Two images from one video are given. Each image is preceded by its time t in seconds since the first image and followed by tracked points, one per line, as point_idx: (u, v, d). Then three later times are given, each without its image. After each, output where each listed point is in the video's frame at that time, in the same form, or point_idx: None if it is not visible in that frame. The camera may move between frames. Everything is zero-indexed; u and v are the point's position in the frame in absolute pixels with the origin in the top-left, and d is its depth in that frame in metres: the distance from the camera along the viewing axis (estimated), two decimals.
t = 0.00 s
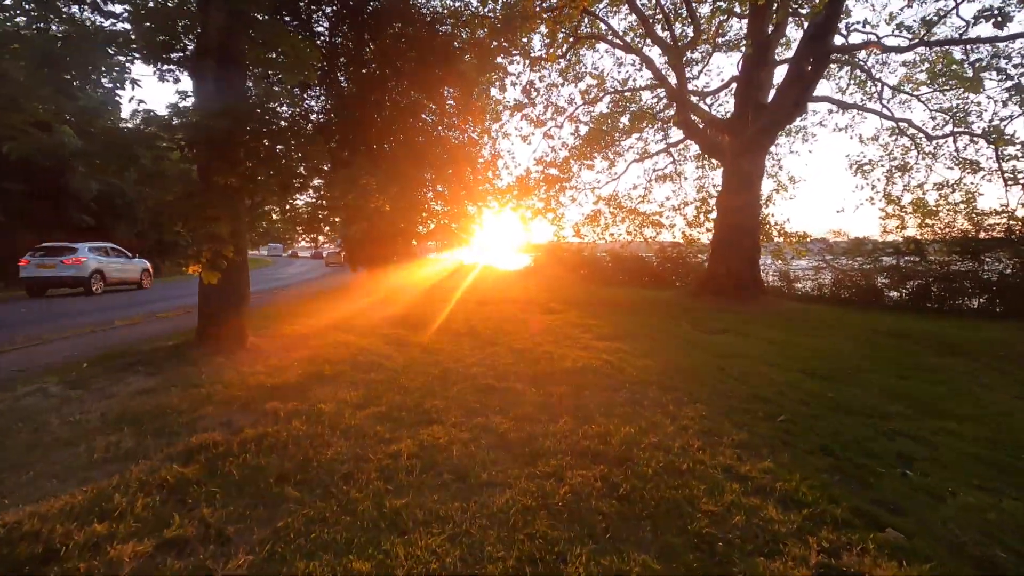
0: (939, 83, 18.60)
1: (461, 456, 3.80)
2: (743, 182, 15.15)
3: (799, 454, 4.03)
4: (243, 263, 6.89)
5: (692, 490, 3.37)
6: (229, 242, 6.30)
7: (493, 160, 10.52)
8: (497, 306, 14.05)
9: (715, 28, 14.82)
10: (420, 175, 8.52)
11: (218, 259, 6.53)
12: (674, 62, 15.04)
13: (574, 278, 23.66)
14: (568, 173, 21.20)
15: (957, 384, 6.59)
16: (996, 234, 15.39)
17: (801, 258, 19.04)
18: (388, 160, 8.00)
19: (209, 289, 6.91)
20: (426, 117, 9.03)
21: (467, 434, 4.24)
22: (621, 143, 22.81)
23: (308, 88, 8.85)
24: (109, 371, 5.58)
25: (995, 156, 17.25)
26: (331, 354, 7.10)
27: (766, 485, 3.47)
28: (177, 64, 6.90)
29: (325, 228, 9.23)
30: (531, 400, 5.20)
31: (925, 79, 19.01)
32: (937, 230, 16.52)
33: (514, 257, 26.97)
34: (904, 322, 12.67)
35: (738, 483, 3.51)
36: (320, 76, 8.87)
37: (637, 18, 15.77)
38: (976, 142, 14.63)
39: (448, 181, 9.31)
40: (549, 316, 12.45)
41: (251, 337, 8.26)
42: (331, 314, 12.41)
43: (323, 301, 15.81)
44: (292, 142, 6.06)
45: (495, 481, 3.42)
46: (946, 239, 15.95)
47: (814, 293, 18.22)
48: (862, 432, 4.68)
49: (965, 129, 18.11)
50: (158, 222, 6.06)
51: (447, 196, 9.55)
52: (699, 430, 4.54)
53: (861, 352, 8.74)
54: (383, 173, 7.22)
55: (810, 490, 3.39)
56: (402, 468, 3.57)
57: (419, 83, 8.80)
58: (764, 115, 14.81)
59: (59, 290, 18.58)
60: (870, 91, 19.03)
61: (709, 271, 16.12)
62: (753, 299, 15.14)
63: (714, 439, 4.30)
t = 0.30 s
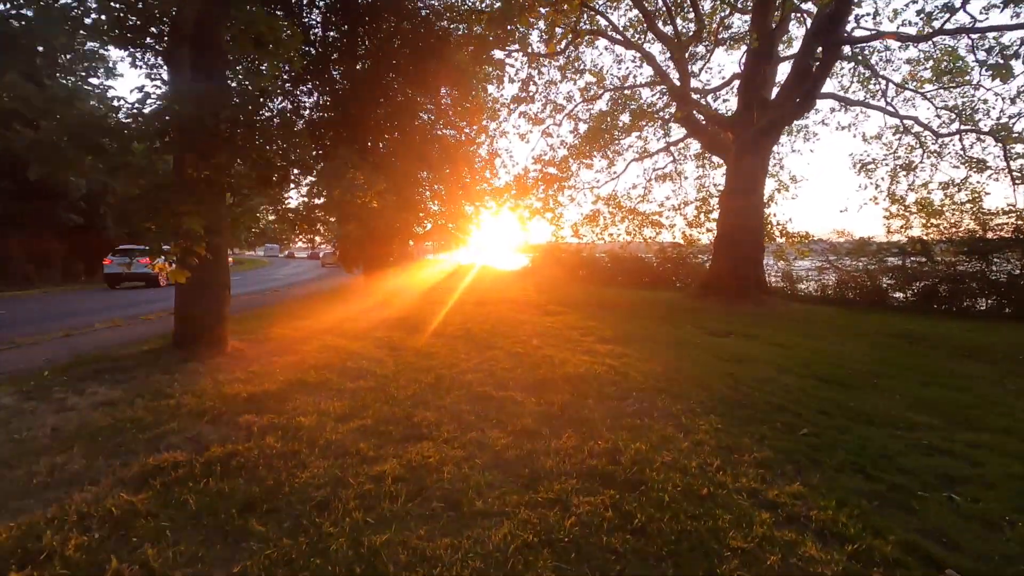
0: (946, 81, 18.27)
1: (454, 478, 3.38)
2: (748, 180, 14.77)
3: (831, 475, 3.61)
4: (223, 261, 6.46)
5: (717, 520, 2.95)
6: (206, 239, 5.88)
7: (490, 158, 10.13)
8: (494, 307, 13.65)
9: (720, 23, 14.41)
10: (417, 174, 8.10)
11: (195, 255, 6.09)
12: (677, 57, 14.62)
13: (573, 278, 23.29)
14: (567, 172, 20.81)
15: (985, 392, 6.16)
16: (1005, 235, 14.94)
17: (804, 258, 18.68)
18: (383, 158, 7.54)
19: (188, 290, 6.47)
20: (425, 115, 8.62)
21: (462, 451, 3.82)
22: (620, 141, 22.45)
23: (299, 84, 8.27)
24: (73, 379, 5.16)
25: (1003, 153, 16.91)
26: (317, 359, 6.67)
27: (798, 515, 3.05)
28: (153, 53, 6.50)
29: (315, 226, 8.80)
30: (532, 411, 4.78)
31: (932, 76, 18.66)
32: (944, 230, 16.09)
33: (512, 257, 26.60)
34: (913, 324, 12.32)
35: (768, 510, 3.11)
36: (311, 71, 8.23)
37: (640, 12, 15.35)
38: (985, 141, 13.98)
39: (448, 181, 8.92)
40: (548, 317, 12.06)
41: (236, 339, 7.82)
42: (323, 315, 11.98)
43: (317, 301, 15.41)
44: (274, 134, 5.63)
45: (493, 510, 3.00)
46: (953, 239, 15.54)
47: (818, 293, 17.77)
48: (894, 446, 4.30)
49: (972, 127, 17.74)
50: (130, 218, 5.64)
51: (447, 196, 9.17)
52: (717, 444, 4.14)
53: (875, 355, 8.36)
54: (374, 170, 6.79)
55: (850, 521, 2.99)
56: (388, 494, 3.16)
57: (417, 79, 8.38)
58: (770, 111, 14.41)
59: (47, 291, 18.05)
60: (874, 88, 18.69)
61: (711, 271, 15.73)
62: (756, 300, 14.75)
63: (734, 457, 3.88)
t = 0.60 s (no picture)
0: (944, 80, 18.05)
1: (439, 519, 2.98)
2: (748, 179, 14.44)
3: (860, 510, 3.26)
4: (196, 264, 6.03)
5: (740, 572, 2.59)
6: (175, 243, 5.45)
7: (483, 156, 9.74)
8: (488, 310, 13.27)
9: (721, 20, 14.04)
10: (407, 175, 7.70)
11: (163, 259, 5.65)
12: (677, 54, 14.24)
13: (567, 278, 22.95)
14: (561, 171, 20.45)
15: (1005, 405, 5.85)
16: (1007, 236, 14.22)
17: (801, 258, 18.43)
18: (371, 157, 7.09)
19: (156, 298, 5.99)
20: (416, 115, 8.17)
21: (450, 482, 3.42)
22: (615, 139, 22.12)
23: (286, 77, 7.98)
24: (25, 398, 4.73)
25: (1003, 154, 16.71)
26: (297, 369, 6.26)
27: (831, 562, 2.70)
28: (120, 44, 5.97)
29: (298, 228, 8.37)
30: (527, 431, 4.38)
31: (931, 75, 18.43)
32: (944, 231, 15.80)
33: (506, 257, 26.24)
34: (915, 328, 12.05)
35: (795, 555, 2.75)
36: (298, 65, 7.87)
37: (638, 8, 15.00)
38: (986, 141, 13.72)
39: (440, 183, 8.50)
40: (543, 321, 11.69)
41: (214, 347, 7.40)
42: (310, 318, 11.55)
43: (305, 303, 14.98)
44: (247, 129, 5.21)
45: (484, 560, 2.62)
46: (953, 241, 15.14)
47: (816, 295, 17.54)
48: (921, 472, 3.95)
49: (972, 127, 17.48)
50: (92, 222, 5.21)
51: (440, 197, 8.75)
52: (731, 470, 3.77)
53: (883, 363, 8.05)
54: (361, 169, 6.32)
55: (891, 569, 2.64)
56: (364, 540, 2.77)
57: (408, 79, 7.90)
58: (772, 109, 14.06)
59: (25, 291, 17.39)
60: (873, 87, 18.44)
61: (711, 271, 15.40)
62: (755, 302, 14.43)
63: (751, 486, 3.52)
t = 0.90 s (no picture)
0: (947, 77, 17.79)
1: (433, 555, 2.58)
2: (751, 176, 14.10)
3: (907, 539, 2.88)
4: (170, 262, 5.60)
5: None
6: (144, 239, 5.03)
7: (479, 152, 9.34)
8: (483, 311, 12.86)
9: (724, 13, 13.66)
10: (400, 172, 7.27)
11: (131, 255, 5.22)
12: (678, 49, 13.87)
13: (564, 278, 22.59)
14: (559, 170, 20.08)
15: None
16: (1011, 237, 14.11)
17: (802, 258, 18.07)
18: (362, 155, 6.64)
19: (127, 298, 5.58)
20: (410, 113, 7.68)
21: (444, 510, 3.01)
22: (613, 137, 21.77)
23: (276, 71, 7.31)
24: None
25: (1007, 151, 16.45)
26: (280, 375, 5.83)
27: None
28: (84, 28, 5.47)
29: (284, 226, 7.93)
30: (530, 446, 3.97)
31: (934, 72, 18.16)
32: (948, 231, 15.51)
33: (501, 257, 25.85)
34: (922, 328, 11.75)
35: None
36: (288, 59, 7.21)
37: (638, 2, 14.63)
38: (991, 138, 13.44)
39: (435, 180, 8.08)
40: (540, 323, 11.28)
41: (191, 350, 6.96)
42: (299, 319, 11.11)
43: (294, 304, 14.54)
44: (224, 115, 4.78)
45: None
46: (957, 240, 14.92)
47: (817, 294, 17.10)
48: (965, 490, 3.58)
49: (976, 124, 17.21)
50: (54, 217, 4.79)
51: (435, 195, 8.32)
52: (756, 490, 3.39)
53: (896, 366, 7.71)
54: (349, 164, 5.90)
55: None
56: None
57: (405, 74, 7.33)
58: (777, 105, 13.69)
59: (7, 293, 16.95)
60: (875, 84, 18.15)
61: (712, 270, 15.03)
62: (757, 302, 14.08)
63: (783, 511, 3.13)
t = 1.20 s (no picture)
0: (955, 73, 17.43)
1: None
2: (757, 175, 13.72)
3: None
4: (145, 263, 5.20)
5: None
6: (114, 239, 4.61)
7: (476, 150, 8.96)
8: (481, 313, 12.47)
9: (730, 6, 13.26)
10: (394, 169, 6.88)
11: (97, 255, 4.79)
12: (683, 43, 13.48)
13: (563, 279, 22.21)
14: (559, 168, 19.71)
15: None
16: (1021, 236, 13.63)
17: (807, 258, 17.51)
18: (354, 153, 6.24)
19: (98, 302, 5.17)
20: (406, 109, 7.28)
21: (440, 554, 2.61)
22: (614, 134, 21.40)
23: (268, 66, 6.84)
24: None
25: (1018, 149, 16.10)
26: (264, 386, 5.42)
27: None
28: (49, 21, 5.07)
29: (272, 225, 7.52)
30: (537, 470, 3.58)
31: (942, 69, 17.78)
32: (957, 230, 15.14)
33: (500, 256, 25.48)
34: (934, 330, 11.42)
35: None
36: (279, 54, 6.74)
37: None
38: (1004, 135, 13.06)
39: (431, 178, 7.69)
40: (540, 326, 10.89)
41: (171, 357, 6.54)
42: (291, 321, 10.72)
43: (287, 305, 14.14)
44: (200, 105, 4.38)
45: None
46: (967, 239, 14.51)
47: (822, 294, 16.65)
48: None
49: (985, 121, 16.84)
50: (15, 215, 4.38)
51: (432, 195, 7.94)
52: (793, 522, 3.01)
53: (917, 372, 7.34)
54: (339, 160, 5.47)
55: None
56: None
57: (403, 71, 6.81)
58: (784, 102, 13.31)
59: None
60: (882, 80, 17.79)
61: (716, 271, 14.67)
62: (763, 303, 13.72)
63: (827, 552, 2.75)
